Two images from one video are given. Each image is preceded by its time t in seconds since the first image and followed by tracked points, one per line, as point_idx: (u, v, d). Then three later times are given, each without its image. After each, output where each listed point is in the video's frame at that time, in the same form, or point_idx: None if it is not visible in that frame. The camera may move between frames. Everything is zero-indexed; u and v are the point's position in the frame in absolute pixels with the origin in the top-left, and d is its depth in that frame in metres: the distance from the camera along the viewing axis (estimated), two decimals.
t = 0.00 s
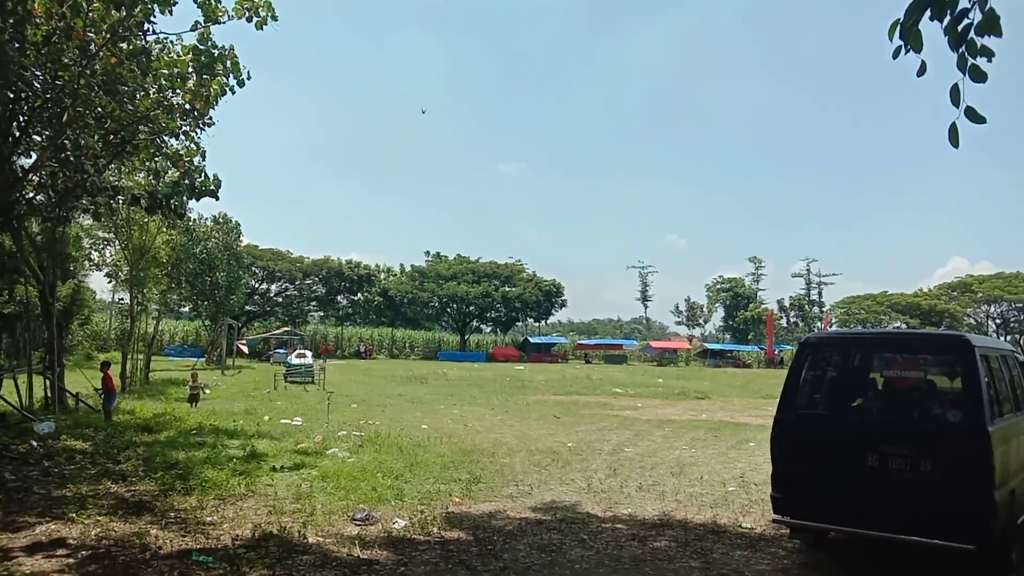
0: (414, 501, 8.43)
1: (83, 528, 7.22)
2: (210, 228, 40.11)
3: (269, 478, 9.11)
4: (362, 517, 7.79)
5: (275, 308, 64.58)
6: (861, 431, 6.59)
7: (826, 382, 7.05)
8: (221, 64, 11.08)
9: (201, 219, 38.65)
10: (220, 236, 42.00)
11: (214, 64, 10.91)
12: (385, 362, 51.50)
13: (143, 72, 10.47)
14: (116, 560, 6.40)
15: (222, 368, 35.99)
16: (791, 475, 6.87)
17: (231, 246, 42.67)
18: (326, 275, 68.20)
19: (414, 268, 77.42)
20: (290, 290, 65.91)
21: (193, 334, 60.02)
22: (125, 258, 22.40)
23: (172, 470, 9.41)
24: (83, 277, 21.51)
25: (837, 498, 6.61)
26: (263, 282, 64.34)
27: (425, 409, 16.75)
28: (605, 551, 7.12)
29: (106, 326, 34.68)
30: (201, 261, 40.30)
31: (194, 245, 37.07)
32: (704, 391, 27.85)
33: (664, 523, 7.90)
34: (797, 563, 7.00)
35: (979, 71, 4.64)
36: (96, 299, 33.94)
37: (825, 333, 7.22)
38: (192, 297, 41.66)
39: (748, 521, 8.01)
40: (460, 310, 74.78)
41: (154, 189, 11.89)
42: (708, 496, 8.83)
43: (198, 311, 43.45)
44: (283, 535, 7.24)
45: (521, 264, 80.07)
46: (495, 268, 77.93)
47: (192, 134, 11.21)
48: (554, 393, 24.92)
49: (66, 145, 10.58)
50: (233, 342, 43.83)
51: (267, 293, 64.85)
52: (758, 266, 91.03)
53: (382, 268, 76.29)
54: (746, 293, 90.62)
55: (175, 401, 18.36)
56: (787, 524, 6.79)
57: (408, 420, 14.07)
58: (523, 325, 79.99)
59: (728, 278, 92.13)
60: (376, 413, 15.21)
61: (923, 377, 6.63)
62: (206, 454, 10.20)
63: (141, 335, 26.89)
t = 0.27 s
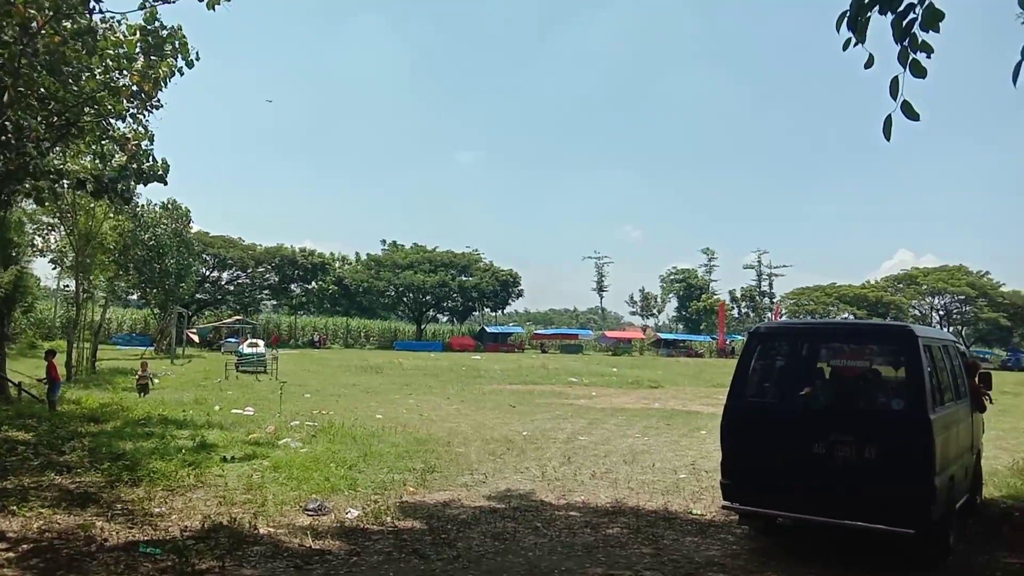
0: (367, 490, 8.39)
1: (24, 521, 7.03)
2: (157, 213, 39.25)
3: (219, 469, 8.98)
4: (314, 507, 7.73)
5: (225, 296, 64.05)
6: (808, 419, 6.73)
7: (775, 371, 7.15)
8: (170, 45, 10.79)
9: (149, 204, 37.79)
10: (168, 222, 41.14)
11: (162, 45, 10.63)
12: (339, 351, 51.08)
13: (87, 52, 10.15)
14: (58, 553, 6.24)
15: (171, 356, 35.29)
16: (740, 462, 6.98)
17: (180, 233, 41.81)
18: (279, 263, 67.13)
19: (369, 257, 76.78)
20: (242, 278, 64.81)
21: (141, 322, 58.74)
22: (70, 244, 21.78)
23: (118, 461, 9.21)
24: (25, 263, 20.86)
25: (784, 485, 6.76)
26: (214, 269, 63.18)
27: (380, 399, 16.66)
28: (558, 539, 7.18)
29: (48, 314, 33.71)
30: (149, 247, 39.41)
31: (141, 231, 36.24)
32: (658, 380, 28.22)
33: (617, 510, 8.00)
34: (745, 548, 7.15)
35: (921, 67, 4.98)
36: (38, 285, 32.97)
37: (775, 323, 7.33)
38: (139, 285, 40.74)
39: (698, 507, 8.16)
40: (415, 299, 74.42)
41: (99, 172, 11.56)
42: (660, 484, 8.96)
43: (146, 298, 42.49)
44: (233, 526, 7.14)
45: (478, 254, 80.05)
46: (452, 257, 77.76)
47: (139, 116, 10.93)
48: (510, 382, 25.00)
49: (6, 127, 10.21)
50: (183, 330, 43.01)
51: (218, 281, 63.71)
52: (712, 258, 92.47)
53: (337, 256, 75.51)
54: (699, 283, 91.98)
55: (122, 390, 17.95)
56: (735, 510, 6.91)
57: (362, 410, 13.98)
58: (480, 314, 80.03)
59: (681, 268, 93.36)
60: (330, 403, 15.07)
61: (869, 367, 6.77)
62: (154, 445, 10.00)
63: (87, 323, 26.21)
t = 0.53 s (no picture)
0: (319, 480, 8.32)
1: None
2: (102, 198, 38.30)
3: (168, 460, 8.82)
4: (265, 498, 7.64)
5: (175, 284, 62.78)
6: (757, 407, 6.84)
7: (725, 360, 7.24)
8: (116, 24, 10.51)
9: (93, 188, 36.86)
10: (115, 207, 40.27)
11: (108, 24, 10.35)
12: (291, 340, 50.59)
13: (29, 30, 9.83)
14: None
15: (117, 345, 34.53)
16: (691, 450, 7.07)
17: (126, 219, 40.88)
18: (231, 251, 65.98)
19: (324, 245, 75.93)
20: (192, 266, 63.56)
21: (87, 309, 57.61)
22: (11, 229, 21.12)
23: (62, 452, 8.97)
24: None
25: (734, 472, 6.86)
26: (162, 257, 61.90)
27: (333, 389, 16.52)
28: (511, 527, 7.20)
29: None
30: (94, 233, 38.44)
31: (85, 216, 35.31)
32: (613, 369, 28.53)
33: (570, 498, 8.06)
34: (695, 534, 7.25)
35: (856, 57, 5.41)
36: None
37: (726, 313, 7.44)
38: (84, 272, 39.77)
39: (650, 494, 8.26)
40: (371, 288, 73.97)
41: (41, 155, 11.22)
42: (612, 471, 9.05)
43: (93, 286, 41.46)
44: (181, 517, 7.02)
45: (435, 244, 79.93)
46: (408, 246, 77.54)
47: (83, 97, 10.63)
48: (466, 372, 25.02)
49: None
50: (129, 318, 42.09)
51: (167, 268, 62.44)
52: (666, 249, 93.67)
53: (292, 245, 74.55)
54: (654, 274, 93.19)
55: (66, 380, 17.49)
56: (686, 497, 7.00)
57: (316, 399, 13.84)
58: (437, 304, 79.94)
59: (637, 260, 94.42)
60: (282, 393, 14.90)
61: (816, 356, 6.90)
62: (100, 436, 9.77)
63: (29, 311, 25.47)
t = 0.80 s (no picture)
0: (273, 470, 8.23)
1: None
2: (46, 181, 37.28)
3: (117, 450, 8.63)
4: (217, 488, 7.53)
5: (125, 271, 61.44)
6: (710, 393, 6.94)
7: (679, 347, 7.33)
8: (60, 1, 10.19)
9: (36, 172, 35.85)
10: (61, 191, 39.20)
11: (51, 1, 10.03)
12: (245, 328, 49.98)
13: None
14: None
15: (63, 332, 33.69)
16: (646, 436, 7.16)
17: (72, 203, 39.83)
18: (183, 237, 64.42)
19: (280, 232, 74.89)
20: (142, 253, 62.22)
21: (33, 296, 56.06)
22: None
23: (5, 443, 8.72)
24: None
25: (687, 457, 6.96)
26: (112, 243, 60.49)
27: (289, 377, 16.34)
28: (467, 516, 7.22)
29: None
30: (38, 217, 37.42)
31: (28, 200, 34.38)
32: (571, 357, 28.73)
33: (527, 485, 8.10)
34: (649, 520, 7.34)
35: (805, 43, 5.52)
36: None
37: (680, 301, 7.53)
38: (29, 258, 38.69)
39: (606, 480, 8.34)
40: (327, 275, 73.24)
41: None
42: (569, 458, 9.11)
43: (38, 272, 40.36)
44: (131, 508, 6.88)
45: (394, 232, 79.44)
46: (365, 233, 76.88)
47: (26, 77, 10.29)
48: (423, 359, 24.96)
49: None
50: (76, 306, 41.08)
51: (117, 255, 61.08)
52: (624, 238, 94.47)
53: (246, 232, 73.44)
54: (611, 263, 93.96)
55: (10, 370, 17.00)
56: (640, 482, 7.09)
57: (270, 388, 13.67)
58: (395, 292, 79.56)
59: (595, 249, 95.03)
60: (236, 382, 14.69)
61: (768, 343, 7.02)
62: (45, 426, 9.52)
63: None
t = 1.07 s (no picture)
0: (226, 466, 8.11)
1: None
2: None
3: (64, 447, 8.43)
4: (169, 484, 7.40)
5: (74, 263, 60.04)
6: (665, 386, 7.02)
7: (635, 340, 7.40)
8: None
9: None
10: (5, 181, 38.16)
11: None
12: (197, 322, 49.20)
13: None
14: None
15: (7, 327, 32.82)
16: (602, 428, 7.22)
17: (16, 193, 38.78)
18: (135, 229, 63.40)
19: (236, 225, 73.78)
20: (92, 245, 60.92)
21: None
22: None
23: None
24: None
25: (642, 449, 7.03)
26: (60, 235, 59.07)
27: (244, 372, 16.12)
28: (425, 510, 7.20)
29: None
30: None
31: None
32: (530, 351, 28.83)
33: (484, 478, 8.11)
34: (606, 511, 7.40)
35: (761, 38, 5.59)
36: None
37: (637, 295, 7.61)
38: None
39: (563, 472, 8.39)
40: (284, 270, 72.25)
41: None
42: (527, 451, 9.15)
43: None
44: (78, 506, 6.73)
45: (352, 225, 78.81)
46: (322, 226, 76.10)
47: None
48: (381, 354, 24.83)
49: None
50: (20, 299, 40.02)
51: (65, 247, 59.68)
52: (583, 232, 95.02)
53: (201, 225, 72.19)
54: (569, 257, 94.44)
55: None
56: (597, 474, 7.15)
57: (225, 383, 13.47)
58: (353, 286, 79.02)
59: (553, 243, 95.37)
60: (189, 376, 14.44)
61: (722, 336, 7.14)
62: None
63: None
